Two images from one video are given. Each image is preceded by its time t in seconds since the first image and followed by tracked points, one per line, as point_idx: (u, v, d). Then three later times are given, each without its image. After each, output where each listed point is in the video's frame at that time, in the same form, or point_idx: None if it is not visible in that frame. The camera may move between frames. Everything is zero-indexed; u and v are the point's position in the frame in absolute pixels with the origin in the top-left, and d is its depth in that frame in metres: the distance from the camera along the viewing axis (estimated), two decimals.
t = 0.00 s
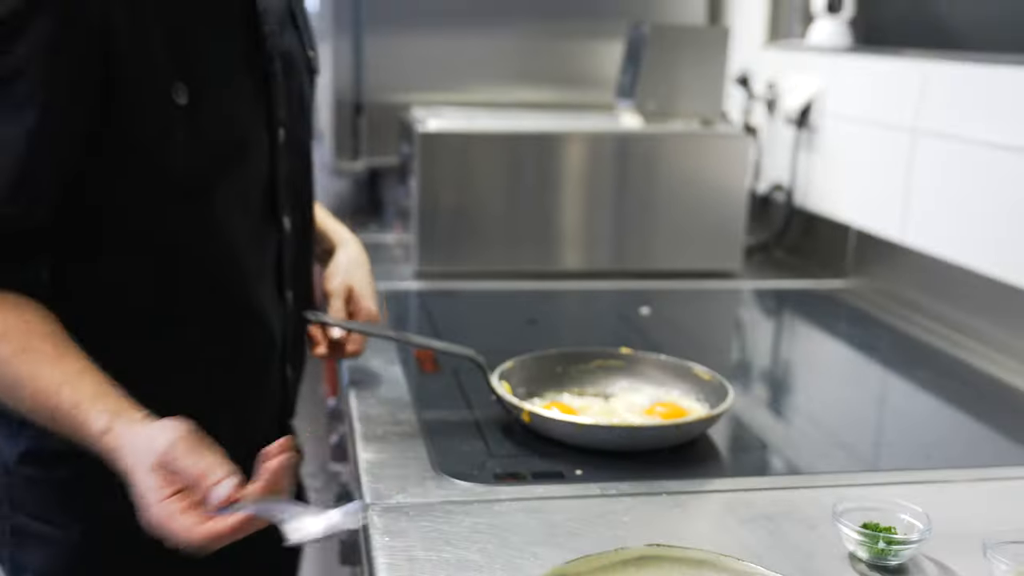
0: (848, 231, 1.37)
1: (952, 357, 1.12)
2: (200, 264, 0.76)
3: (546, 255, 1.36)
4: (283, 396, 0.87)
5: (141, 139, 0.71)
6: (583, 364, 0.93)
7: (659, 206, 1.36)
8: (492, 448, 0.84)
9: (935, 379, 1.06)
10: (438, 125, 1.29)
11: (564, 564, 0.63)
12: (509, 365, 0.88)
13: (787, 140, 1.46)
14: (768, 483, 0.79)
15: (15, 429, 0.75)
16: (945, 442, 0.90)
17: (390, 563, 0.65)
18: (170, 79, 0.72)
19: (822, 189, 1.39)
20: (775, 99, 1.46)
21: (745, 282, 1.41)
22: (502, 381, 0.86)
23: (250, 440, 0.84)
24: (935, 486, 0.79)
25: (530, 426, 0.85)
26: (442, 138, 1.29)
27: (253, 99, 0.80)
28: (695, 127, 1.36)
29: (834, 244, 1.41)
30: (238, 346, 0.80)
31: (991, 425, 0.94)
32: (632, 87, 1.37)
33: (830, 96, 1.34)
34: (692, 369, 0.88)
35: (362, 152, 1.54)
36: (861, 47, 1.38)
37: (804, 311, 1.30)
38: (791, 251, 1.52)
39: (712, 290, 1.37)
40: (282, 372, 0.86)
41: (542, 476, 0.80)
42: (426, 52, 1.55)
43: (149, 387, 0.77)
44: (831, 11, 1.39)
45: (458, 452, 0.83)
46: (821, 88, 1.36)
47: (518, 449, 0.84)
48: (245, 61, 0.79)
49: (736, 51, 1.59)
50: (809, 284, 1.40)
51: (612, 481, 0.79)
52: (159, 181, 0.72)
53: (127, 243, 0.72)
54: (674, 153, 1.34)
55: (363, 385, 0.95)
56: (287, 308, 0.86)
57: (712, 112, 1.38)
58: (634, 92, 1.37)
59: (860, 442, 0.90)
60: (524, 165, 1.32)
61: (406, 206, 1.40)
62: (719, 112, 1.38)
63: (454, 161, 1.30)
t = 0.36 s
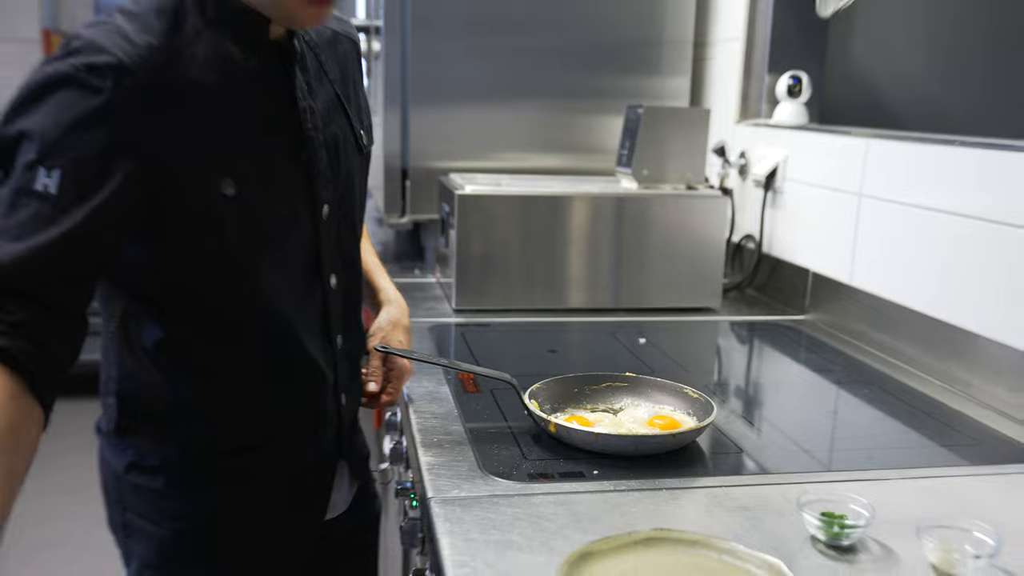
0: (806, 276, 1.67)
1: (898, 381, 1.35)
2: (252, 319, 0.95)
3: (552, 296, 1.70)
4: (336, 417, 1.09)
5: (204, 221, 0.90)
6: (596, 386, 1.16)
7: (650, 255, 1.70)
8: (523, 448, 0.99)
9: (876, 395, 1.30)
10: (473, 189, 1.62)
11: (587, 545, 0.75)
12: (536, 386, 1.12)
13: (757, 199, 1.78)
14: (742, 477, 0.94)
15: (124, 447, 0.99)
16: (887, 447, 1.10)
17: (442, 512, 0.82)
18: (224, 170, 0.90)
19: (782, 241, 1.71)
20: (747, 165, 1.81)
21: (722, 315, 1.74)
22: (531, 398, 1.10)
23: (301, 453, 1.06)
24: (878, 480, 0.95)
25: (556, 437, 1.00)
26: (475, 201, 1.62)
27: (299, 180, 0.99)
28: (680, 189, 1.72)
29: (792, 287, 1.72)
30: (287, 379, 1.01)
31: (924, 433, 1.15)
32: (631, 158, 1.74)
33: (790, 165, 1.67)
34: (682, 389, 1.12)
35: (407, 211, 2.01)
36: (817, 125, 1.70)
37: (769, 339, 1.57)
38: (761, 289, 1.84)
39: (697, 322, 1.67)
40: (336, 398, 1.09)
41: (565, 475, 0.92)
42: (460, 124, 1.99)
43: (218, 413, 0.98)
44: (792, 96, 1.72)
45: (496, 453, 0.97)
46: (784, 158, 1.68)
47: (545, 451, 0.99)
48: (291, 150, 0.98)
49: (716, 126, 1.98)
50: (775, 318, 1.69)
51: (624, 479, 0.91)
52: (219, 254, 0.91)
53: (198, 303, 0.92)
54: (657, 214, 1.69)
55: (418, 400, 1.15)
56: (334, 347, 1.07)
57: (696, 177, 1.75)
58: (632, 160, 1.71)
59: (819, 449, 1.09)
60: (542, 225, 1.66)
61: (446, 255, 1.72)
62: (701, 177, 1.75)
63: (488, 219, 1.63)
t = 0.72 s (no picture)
0: (822, 278, 1.76)
1: (916, 380, 1.43)
2: (320, 321, 1.05)
3: (578, 295, 1.80)
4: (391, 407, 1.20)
5: (277, 232, 0.99)
6: (633, 379, 1.26)
7: (672, 257, 1.81)
8: (571, 435, 1.09)
9: (891, 392, 1.39)
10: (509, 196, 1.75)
11: (638, 520, 0.81)
12: (580, 378, 1.22)
13: (776, 206, 1.89)
14: (769, 463, 1.01)
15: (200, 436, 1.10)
16: (903, 440, 1.18)
17: (504, 490, 0.91)
18: (296, 186, 1.00)
19: (800, 245, 1.81)
20: (765, 173, 1.93)
21: (743, 314, 1.84)
22: (575, 389, 1.19)
23: (361, 440, 1.16)
24: (895, 466, 1.01)
25: (599, 425, 1.09)
26: (511, 206, 1.74)
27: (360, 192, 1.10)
28: (704, 196, 1.85)
29: (810, 289, 1.81)
30: (349, 375, 1.11)
31: (936, 428, 1.23)
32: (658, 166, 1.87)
33: (808, 173, 1.78)
34: (714, 383, 1.22)
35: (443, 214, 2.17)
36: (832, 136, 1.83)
37: (788, 338, 1.67)
38: (778, 290, 1.94)
39: (719, 321, 1.78)
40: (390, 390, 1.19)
41: (610, 460, 1.02)
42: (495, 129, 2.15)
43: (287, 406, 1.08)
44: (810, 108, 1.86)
45: (545, 439, 1.07)
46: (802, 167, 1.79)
47: (591, 438, 1.09)
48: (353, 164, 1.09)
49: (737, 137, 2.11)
50: (793, 318, 1.78)
51: (664, 463, 1.01)
52: (291, 262, 1.01)
53: (271, 306, 1.02)
54: (680, 219, 1.80)
55: (467, 392, 1.24)
56: (389, 343, 1.18)
57: (718, 185, 1.87)
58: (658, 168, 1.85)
59: (838, 440, 1.17)
60: (570, 228, 1.78)
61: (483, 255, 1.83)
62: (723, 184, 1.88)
63: (523, 223, 1.75)
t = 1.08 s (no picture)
0: (834, 283, 1.84)
1: (927, 381, 1.50)
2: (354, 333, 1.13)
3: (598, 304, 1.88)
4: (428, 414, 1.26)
5: (315, 253, 1.08)
6: (659, 382, 1.34)
7: (687, 266, 1.90)
8: (604, 435, 1.17)
9: (902, 391, 1.46)
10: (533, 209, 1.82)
11: (674, 511, 0.89)
12: (610, 382, 1.29)
13: (787, 215, 1.97)
14: (791, 458, 1.08)
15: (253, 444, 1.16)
16: (915, 437, 1.25)
17: (548, 487, 0.99)
18: (331, 210, 1.09)
19: (811, 251, 1.89)
20: (776, 183, 2.01)
21: (757, 319, 1.92)
22: (606, 392, 1.27)
23: (399, 445, 1.22)
24: (908, 459, 1.09)
25: (631, 426, 1.17)
26: (536, 219, 1.82)
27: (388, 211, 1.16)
28: (717, 207, 1.93)
29: (822, 294, 1.89)
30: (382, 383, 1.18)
31: (946, 425, 1.30)
32: (672, 179, 1.95)
33: (817, 184, 1.86)
34: (736, 385, 1.30)
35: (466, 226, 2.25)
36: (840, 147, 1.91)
37: (801, 341, 1.74)
38: (790, 296, 2.02)
39: (734, 326, 1.85)
40: (427, 398, 1.25)
41: (644, 457, 1.09)
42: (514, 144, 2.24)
43: (326, 411, 1.16)
44: (818, 120, 1.95)
45: (581, 438, 1.15)
46: (811, 177, 1.87)
47: (623, 437, 1.16)
48: (382, 185, 1.15)
49: (748, 149, 2.18)
50: (806, 322, 1.85)
51: (694, 459, 1.09)
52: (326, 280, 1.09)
53: (311, 321, 1.11)
54: (693, 229, 1.89)
55: (502, 396, 1.32)
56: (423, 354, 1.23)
57: (730, 195, 1.96)
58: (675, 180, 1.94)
59: (853, 437, 1.24)
60: (592, 239, 1.85)
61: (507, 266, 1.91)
62: (735, 195, 1.96)
63: (547, 236, 1.83)
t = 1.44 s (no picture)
0: (869, 324, 1.88)
1: (963, 421, 1.53)
2: (395, 380, 1.20)
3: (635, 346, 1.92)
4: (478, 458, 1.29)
5: (361, 305, 1.16)
6: (701, 423, 1.38)
7: (724, 308, 1.95)
8: (649, 474, 1.22)
9: (940, 430, 1.49)
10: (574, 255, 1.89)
11: (720, 546, 0.94)
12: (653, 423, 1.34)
13: (821, 257, 2.02)
14: (830, 497, 1.12)
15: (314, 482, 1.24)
16: (952, 476, 1.28)
17: (598, 524, 1.03)
18: (378, 263, 1.17)
19: (846, 293, 1.92)
20: (810, 227, 2.06)
21: (795, 360, 1.96)
22: (649, 433, 1.32)
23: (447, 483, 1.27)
24: (946, 498, 1.12)
25: (674, 466, 1.22)
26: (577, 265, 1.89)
27: (426, 267, 1.22)
28: (752, 251, 1.99)
29: (858, 335, 1.92)
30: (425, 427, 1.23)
31: (984, 464, 1.33)
32: (708, 224, 2.01)
33: (850, 228, 1.90)
34: (775, 426, 1.34)
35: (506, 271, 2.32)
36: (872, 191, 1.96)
37: (839, 382, 1.78)
38: (827, 336, 2.05)
39: (772, 367, 1.89)
40: (476, 443, 1.29)
41: (688, 495, 1.14)
42: (552, 189, 2.32)
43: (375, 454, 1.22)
44: (849, 165, 2.00)
45: (627, 478, 1.20)
46: (844, 222, 1.92)
47: (667, 476, 1.21)
48: (421, 246, 1.21)
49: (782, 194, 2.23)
50: (843, 363, 1.89)
51: (736, 498, 1.13)
52: (369, 330, 1.17)
53: (355, 371, 1.18)
54: (728, 272, 1.94)
55: (549, 437, 1.37)
56: (469, 403, 1.27)
57: (765, 239, 2.01)
58: (710, 226, 1.99)
59: (891, 476, 1.28)
60: (631, 284, 1.91)
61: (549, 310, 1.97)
62: (770, 239, 2.01)
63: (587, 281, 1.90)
